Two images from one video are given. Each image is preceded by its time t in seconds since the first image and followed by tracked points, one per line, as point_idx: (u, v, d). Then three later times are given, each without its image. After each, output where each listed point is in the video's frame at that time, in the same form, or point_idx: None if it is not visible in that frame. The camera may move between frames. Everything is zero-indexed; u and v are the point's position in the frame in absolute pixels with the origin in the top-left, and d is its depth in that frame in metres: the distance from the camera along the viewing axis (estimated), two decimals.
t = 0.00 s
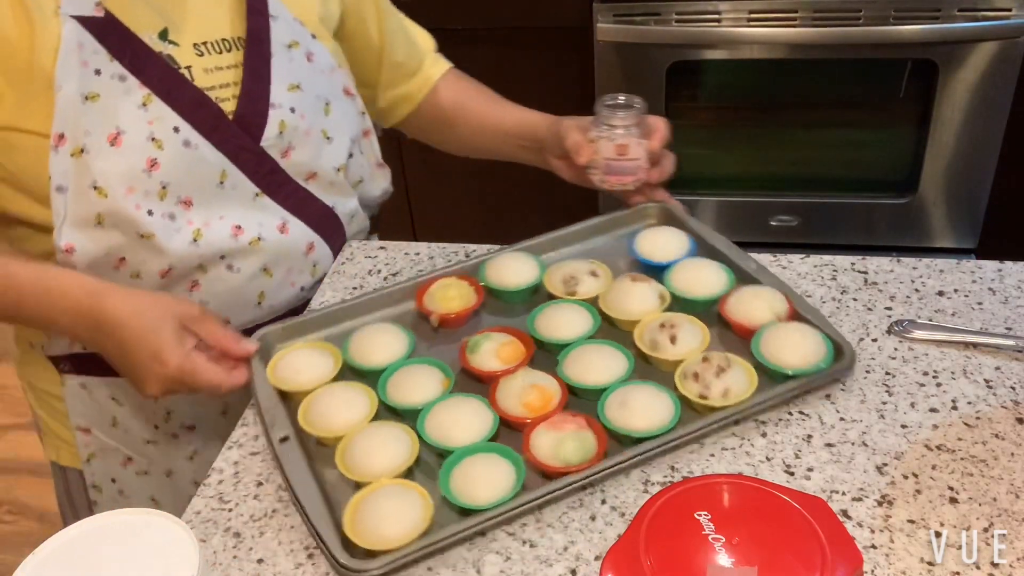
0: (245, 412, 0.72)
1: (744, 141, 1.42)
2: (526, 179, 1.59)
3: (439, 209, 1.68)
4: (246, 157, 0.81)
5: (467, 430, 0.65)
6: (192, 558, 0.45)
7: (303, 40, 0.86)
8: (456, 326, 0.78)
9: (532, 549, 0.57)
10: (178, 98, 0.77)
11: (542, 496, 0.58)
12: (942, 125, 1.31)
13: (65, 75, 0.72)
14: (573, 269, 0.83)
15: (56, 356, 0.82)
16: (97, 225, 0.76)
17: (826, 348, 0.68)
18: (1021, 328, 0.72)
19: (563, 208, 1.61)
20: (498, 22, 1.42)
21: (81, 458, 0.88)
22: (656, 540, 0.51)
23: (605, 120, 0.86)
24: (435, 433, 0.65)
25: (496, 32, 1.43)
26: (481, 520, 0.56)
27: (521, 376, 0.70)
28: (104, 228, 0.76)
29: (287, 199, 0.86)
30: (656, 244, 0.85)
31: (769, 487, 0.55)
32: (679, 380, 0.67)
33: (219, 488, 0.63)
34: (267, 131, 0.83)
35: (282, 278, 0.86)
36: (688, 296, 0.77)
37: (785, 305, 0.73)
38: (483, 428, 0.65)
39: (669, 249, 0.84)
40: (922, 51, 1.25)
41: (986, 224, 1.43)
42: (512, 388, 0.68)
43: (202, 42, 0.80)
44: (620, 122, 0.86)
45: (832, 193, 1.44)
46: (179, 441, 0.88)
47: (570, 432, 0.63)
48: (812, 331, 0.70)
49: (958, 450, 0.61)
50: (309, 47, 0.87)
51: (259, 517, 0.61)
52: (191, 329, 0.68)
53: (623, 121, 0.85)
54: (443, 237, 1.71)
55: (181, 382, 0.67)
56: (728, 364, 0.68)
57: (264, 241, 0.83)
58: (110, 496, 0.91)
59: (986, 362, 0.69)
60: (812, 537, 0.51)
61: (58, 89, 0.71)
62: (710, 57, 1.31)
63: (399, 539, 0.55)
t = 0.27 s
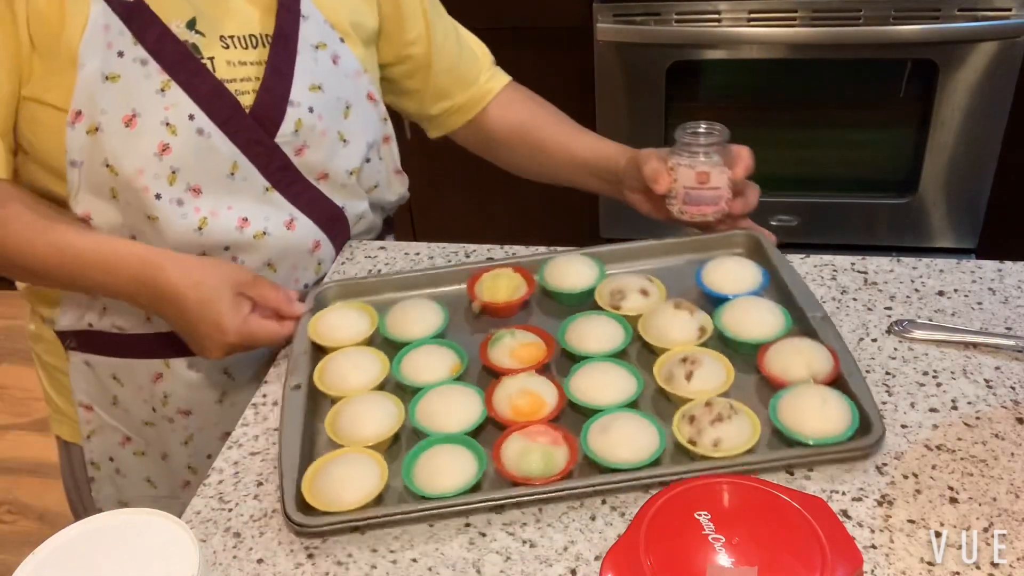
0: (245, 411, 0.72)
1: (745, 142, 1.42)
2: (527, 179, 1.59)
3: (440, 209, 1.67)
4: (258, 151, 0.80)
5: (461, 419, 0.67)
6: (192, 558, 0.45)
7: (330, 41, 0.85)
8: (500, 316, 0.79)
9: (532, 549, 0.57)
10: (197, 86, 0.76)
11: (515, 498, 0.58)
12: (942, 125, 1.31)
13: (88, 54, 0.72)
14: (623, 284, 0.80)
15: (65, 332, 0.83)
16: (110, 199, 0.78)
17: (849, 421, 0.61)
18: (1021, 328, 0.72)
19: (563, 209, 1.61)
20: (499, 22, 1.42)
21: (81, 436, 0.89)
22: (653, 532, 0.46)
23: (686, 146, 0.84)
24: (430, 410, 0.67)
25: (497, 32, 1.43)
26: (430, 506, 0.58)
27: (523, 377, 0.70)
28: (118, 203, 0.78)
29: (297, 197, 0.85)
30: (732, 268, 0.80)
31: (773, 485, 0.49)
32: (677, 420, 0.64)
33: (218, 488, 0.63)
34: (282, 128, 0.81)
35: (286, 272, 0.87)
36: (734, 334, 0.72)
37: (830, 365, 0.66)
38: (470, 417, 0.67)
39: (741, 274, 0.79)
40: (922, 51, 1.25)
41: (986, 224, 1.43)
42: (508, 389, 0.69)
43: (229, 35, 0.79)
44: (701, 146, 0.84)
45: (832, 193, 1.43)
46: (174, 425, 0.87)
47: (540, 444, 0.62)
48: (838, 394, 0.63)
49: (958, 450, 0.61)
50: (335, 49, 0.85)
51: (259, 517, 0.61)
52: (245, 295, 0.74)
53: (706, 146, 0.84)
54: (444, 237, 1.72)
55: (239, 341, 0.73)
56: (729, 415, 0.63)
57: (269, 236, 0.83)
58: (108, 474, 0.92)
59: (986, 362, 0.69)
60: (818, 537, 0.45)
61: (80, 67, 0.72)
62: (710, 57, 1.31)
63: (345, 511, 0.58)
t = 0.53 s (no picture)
0: (245, 411, 0.72)
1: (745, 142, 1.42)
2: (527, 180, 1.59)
3: (441, 209, 1.68)
4: (271, 147, 0.80)
5: (462, 415, 0.68)
6: (192, 558, 0.45)
7: (341, 39, 0.85)
8: (529, 315, 0.80)
9: (532, 549, 0.57)
10: (212, 81, 0.76)
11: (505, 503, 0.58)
12: (942, 125, 1.31)
13: (105, 47, 0.72)
14: (653, 297, 0.79)
15: (72, 328, 0.83)
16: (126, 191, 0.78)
17: (855, 467, 0.58)
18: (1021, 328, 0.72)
19: (564, 209, 1.61)
20: (500, 22, 1.42)
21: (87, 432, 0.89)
22: (654, 533, 0.44)
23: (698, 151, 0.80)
24: (437, 399, 0.69)
25: (498, 31, 1.43)
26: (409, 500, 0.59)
27: (526, 382, 0.70)
28: (133, 195, 0.78)
29: (309, 193, 0.85)
30: (770, 290, 0.77)
31: (775, 485, 0.47)
32: (674, 445, 0.62)
33: (219, 488, 0.63)
34: (296, 124, 0.81)
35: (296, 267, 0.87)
36: (756, 359, 0.70)
37: (850, 409, 0.63)
38: (472, 413, 0.68)
39: (778, 298, 0.76)
40: (921, 51, 1.25)
41: (985, 224, 1.43)
42: (510, 394, 0.69)
43: (242, 31, 0.79)
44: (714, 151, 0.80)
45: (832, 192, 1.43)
46: (183, 420, 0.88)
47: (527, 451, 0.62)
48: (848, 437, 0.60)
49: (959, 450, 0.61)
50: (346, 47, 0.85)
51: (259, 517, 0.61)
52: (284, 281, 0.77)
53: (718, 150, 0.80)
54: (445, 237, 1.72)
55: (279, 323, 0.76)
56: (726, 448, 0.61)
57: (283, 232, 0.84)
58: (113, 471, 0.92)
59: (986, 362, 0.69)
60: (817, 536, 0.43)
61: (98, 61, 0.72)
62: (710, 57, 1.31)
63: (328, 492, 0.61)
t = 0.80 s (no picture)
0: (245, 411, 0.72)
1: (745, 142, 1.42)
2: (527, 180, 1.59)
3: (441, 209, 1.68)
4: (280, 142, 0.81)
5: (462, 414, 0.68)
6: (191, 558, 0.45)
7: (335, 32, 0.86)
8: (535, 317, 0.80)
9: (532, 549, 0.57)
10: (219, 79, 0.77)
11: (503, 504, 0.58)
12: (942, 125, 1.31)
13: (112, 48, 0.72)
14: (659, 300, 0.79)
15: (81, 333, 0.83)
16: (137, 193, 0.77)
17: (855, 479, 0.58)
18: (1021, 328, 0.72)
19: (564, 209, 1.61)
20: (500, 22, 1.42)
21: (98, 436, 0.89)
22: (655, 532, 0.44)
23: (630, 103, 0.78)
24: (438, 398, 0.69)
25: (498, 31, 1.43)
26: (406, 497, 0.59)
27: (528, 383, 0.70)
28: (145, 197, 0.77)
29: (319, 186, 0.86)
30: (779, 296, 0.76)
31: (774, 484, 0.47)
32: (673, 450, 0.63)
33: (219, 488, 0.63)
34: (300, 118, 0.82)
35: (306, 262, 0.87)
36: (761, 366, 0.70)
37: (852, 419, 0.63)
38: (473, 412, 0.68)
39: (788, 304, 0.76)
40: (921, 50, 1.25)
41: (986, 224, 1.43)
42: (510, 395, 0.69)
43: (242, 28, 0.79)
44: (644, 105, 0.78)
45: (833, 192, 1.44)
46: (196, 420, 0.88)
47: (524, 454, 0.62)
48: (849, 448, 0.60)
49: (958, 450, 0.61)
50: (340, 39, 0.86)
51: (259, 517, 0.61)
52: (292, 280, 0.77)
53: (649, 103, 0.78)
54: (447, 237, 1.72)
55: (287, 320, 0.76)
56: (725, 456, 0.60)
57: (294, 227, 0.84)
58: (125, 476, 0.91)
59: (986, 362, 0.69)
60: (817, 535, 0.43)
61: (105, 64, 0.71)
62: (710, 57, 1.31)
63: (328, 487, 0.61)
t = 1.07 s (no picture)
0: (245, 411, 0.72)
1: (744, 142, 1.42)
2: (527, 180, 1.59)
3: (441, 210, 1.68)
4: (274, 132, 0.82)
5: (462, 414, 0.68)
6: (191, 558, 0.45)
7: (322, 22, 0.87)
8: (535, 317, 0.80)
9: (532, 549, 0.57)
10: (211, 72, 0.77)
11: (504, 504, 0.58)
12: (942, 125, 1.31)
13: (104, 46, 0.71)
14: (659, 301, 0.79)
15: (86, 332, 0.82)
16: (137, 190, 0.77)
17: (855, 479, 0.58)
18: (1021, 328, 0.72)
19: (563, 209, 1.61)
20: (500, 22, 1.42)
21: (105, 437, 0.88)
22: (654, 532, 0.44)
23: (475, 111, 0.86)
24: (438, 398, 0.69)
25: (497, 31, 1.43)
26: (405, 497, 0.59)
27: (528, 383, 0.70)
28: (144, 193, 0.77)
29: (315, 174, 0.86)
30: (778, 296, 0.76)
31: (775, 485, 0.47)
32: (672, 450, 0.63)
33: (219, 488, 0.63)
34: (292, 108, 0.83)
35: (309, 249, 0.88)
36: (761, 367, 0.70)
37: (853, 419, 0.63)
38: (473, 412, 0.68)
39: (787, 304, 0.76)
40: (922, 50, 1.25)
41: (986, 223, 1.43)
42: (510, 395, 0.69)
43: (230, 22, 0.81)
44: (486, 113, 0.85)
45: (833, 193, 1.44)
46: (204, 414, 0.88)
47: (525, 454, 0.62)
48: (849, 449, 0.60)
49: (959, 450, 0.61)
50: (328, 29, 0.88)
51: (259, 517, 0.61)
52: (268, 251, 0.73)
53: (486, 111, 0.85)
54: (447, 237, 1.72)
55: (275, 296, 0.72)
56: (725, 456, 0.60)
57: (293, 215, 0.84)
58: (133, 477, 0.91)
59: (986, 362, 0.69)
60: (817, 535, 0.43)
61: (99, 62, 0.71)
62: (710, 57, 1.31)
63: (329, 486, 0.61)
